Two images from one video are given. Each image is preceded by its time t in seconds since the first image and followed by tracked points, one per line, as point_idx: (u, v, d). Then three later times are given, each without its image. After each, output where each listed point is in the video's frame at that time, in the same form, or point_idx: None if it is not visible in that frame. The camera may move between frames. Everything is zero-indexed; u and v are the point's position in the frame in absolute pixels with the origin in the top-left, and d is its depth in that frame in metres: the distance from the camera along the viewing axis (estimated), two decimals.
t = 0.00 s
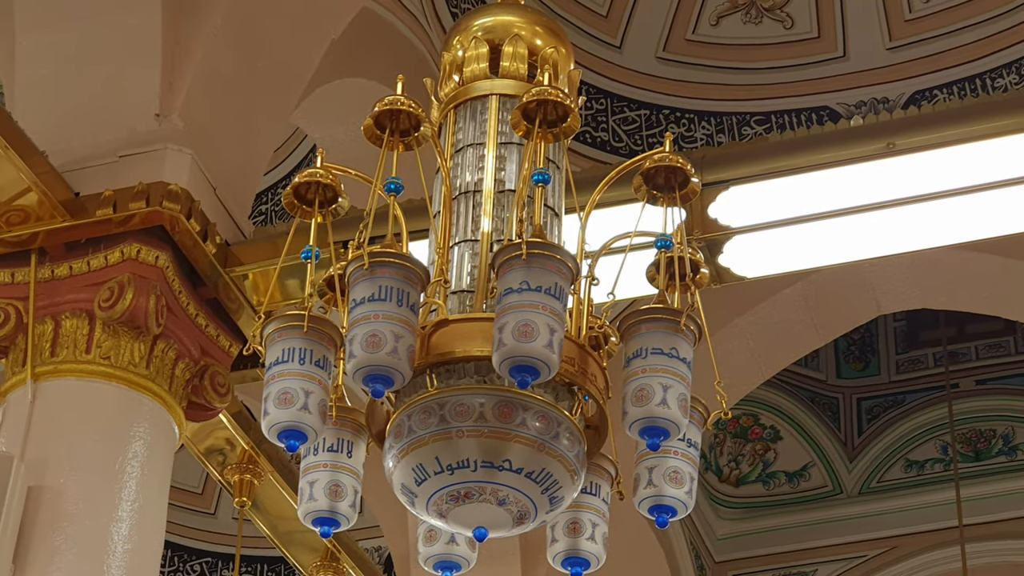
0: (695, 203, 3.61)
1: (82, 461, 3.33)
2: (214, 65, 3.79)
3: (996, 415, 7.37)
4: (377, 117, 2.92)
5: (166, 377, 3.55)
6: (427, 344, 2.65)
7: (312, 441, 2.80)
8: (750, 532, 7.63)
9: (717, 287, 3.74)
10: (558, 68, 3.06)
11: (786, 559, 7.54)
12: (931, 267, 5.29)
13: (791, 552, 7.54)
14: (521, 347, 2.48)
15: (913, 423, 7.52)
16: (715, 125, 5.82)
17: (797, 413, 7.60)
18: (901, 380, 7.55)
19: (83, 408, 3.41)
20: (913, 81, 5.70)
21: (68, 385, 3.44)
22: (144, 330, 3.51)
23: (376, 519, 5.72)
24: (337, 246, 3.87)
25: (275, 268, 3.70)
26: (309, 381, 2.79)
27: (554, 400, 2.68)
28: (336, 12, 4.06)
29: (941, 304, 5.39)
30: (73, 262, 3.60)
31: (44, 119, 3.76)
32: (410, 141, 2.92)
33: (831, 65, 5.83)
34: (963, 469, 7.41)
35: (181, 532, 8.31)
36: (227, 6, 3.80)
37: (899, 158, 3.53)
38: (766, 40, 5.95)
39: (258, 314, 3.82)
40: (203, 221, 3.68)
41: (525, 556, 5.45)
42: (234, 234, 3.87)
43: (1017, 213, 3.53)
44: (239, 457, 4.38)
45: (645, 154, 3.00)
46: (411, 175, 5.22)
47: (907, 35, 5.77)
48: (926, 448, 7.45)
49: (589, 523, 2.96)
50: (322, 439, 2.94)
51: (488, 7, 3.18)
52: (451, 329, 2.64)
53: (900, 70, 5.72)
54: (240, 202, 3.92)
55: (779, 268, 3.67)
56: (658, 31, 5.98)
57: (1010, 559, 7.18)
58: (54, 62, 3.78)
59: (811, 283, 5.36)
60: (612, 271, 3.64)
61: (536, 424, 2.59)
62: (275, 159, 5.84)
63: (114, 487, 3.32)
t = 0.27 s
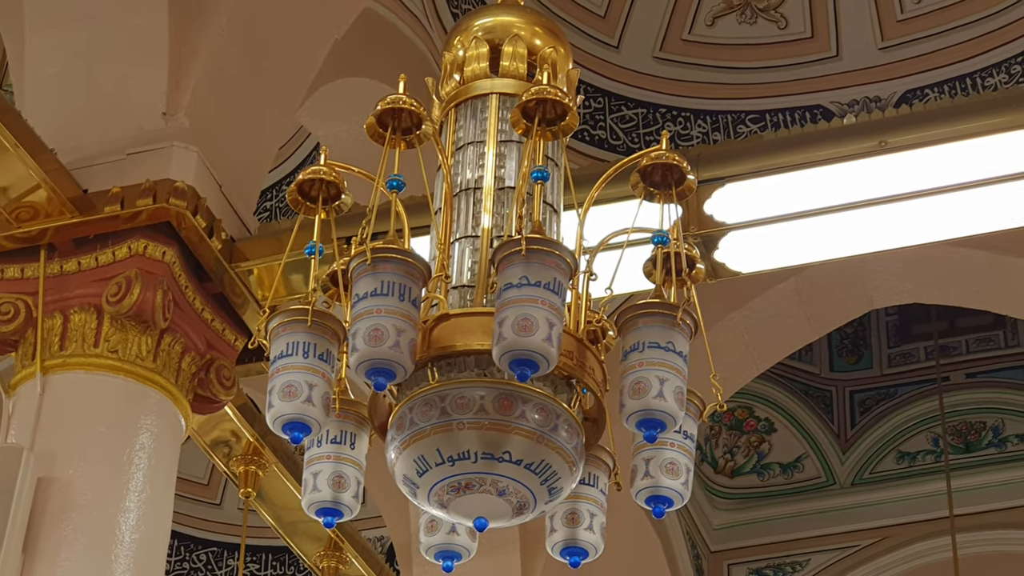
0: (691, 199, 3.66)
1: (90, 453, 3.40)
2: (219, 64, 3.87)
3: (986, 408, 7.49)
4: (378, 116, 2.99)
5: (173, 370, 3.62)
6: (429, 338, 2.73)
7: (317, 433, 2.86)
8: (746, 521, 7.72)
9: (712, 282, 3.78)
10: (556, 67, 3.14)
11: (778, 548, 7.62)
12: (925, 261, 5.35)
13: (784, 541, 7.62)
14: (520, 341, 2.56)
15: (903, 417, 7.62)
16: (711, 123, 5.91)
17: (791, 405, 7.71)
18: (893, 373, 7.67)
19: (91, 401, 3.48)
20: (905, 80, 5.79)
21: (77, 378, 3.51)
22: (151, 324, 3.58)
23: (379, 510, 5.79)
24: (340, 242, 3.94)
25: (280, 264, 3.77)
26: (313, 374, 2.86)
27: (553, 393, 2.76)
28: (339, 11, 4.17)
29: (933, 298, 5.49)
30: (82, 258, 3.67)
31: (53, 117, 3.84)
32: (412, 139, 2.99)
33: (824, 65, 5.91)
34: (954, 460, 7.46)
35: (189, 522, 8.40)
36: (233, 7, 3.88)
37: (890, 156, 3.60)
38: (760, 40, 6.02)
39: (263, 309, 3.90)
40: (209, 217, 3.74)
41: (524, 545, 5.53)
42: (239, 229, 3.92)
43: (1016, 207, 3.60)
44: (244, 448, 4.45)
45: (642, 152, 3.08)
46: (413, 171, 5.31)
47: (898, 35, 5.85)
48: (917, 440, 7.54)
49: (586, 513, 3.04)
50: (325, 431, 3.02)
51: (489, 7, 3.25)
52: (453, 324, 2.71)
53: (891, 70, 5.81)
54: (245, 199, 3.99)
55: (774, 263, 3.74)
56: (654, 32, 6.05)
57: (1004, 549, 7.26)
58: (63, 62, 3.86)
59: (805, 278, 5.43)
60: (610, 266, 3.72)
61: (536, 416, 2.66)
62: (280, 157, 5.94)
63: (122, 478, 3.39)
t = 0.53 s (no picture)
0: (688, 196, 3.72)
1: (99, 445, 3.47)
2: (224, 63, 3.94)
3: (975, 401, 7.66)
4: (381, 114, 3.06)
5: (179, 364, 3.70)
6: (431, 332, 2.80)
7: (320, 425, 2.94)
8: (739, 513, 7.94)
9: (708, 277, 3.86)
10: (555, 67, 3.21)
11: (772, 538, 7.86)
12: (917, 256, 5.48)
13: (779, 531, 7.86)
14: (520, 335, 2.62)
15: (896, 409, 7.80)
16: (706, 122, 6.08)
17: (786, 398, 7.90)
18: (885, 367, 7.83)
19: (100, 394, 3.55)
20: (897, 79, 5.96)
21: (85, 371, 3.58)
22: (158, 318, 3.65)
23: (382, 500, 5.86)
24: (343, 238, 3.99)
25: (284, 258, 3.87)
26: (316, 368, 2.93)
27: (552, 386, 2.83)
28: (341, 12, 4.27)
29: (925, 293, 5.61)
30: (90, 254, 3.73)
31: (62, 115, 3.91)
32: (414, 138, 3.07)
33: (818, 64, 6.08)
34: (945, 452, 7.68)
35: (201, 513, 8.61)
36: (238, 8, 3.96)
37: (883, 154, 3.66)
38: (755, 40, 6.19)
39: (267, 304, 3.97)
40: (214, 214, 3.83)
41: (523, 535, 5.61)
42: (244, 227, 4.02)
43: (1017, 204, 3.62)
44: (249, 440, 4.51)
45: (639, 150, 3.16)
46: (415, 169, 5.40)
47: (890, 35, 6.02)
48: (909, 432, 7.74)
49: (585, 504, 3.11)
50: (329, 423, 3.09)
51: (488, 8, 3.32)
52: (453, 318, 2.79)
53: (884, 69, 5.97)
54: (250, 195, 4.07)
55: (770, 258, 3.78)
56: (652, 32, 6.19)
57: (994, 538, 7.49)
58: (72, 61, 3.94)
59: (799, 274, 5.55)
60: (608, 261, 3.77)
61: (535, 409, 2.74)
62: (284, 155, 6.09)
63: (129, 470, 3.46)
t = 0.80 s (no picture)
0: (684, 193, 3.77)
1: (106, 437, 3.54)
2: (229, 63, 4.02)
3: (966, 395, 7.97)
4: (383, 113, 3.14)
5: (185, 357, 3.77)
6: (432, 326, 2.87)
7: (324, 418, 3.01)
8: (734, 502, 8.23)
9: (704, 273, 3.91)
10: (554, 67, 3.28)
11: (767, 529, 8.12)
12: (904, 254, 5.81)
13: (775, 521, 8.12)
14: (519, 330, 2.70)
15: (889, 402, 8.11)
16: (703, 120, 6.34)
17: (780, 391, 8.19)
18: (878, 360, 8.15)
19: (107, 387, 3.62)
20: (889, 79, 6.27)
21: (93, 365, 3.65)
22: (165, 313, 3.72)
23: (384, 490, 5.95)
24: (346, 234, 4.04)
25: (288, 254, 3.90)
26: (319, 361, 3.01)
27: (551, 379, 2.91)
28: (344, 12, 4.36)
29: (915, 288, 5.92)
30: (98, 249, 3.81)
31: (70, 114, 3.99)
32: (415, 136, 3.14)
33: (812, 64, 6.39)
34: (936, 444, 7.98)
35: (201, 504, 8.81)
36: (243, 9, 4.04)
37: (877, 151, 3.73)
38: (751, 39, 6.50)
39: (272, 298, 4.03)
40: (220, 210, 3.89)
41: (523, 526, 5.68)
42: (249, 223, 4.07)
43: (1014, 199, 3.67)
44: (254, 432, 4.54)
45: (636, 147, 3.23)
46: (417, 167, 5.52)
47: (882, 35, 6.34)
48: (901, 425, 8.03)
49: (583, 495, 3.18)
50: (332, 415, 3.16)
51: (488, 9, 3.39)
52: (454, 313, 2.86)
53: (876, 68, 6.29)
54: (254, 192, 4.13)
55: (765, 254, 3.84)
56: (650, 31, 6.48)
57: (986, 528, 7.71)
58: (79, 61, 4.02)
59: (793, 270, 5.87)
60: (605, 257, 3.82)
61: (534, 402, 2.81)
62: (288, 153, 6.27)
63: (137, 462, 3.53)
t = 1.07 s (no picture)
0: (680, 189, 3.85)
1: (114, 430, 3.59)
2: (234, 63, 4.09)
3: (957, 387, 8.18)
4: (386, 112, 3.21)
5: (191, 351, 3.84)
6: (433, 321, 2.94)
7: (327, 411, 3.08)
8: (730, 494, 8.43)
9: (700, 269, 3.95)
10: (553, 66, 3.36)
11: (760, 520, 8.31)
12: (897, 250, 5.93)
13: (768, 512, 8.31)
14: (519, 324, 2.77)
15: (882, 394, 8.35)
16: (699, 118, 6.50)
17: (775, 384, 8.46)
18: (871, 354, 8.40)
19: (115, 380, 3.68)
20: (882, 78, 6.41)
21: (100, 358, 3.71)
22: (171, 307, 3.79)
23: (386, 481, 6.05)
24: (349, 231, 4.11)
25: (292, 251, 3.98)
26: (323, 355, 3.08)
27: (550, 372, 2.98)
28: (347, 13, 4.42)
29: (908, 282, 6.06)
30: (106, 245, 3.88)
31: (79, 112, 4.06)
32: (416, 134, 3.21)
33: (806, 63, 6.54)
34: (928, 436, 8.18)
35: (206, 495, 9.05)
36: (248, 9, 4.11)
37: (869, 149, 3.79)
38: (745, 39, 6.65)
39: (276, 294, 4.12)
40: (225, 207, 3.96)
41: (522, 517, 5.76)
42: (254, 220, 4.14)
43: (1009, 195, 3.68)
44: (258, 425, 4.60)
45: (633, 145, 3.31)
46: (418, 164, 5.62)
47: (875, 35, 6.48)
48: (894, 417, 8.25)
49: (581, 487, 3.25)
50: (335, 409, 3.23)
51: (489, 10, 3.47)
52: (455, 308, 2.94)
53: (868, 68, 6.43)
54: (258, 189, 4.20)
55: (760, 250, 3.88)
56: (647, 32, 6.64)
57: (976, 520, 7.87)
58: (87, 60, 4.09)
59: (788, 265, 5.98)
60: (604, 253, 3.90)
61: (534, 395, 2.88)
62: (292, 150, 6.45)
63: (144, 454, 3.59)
